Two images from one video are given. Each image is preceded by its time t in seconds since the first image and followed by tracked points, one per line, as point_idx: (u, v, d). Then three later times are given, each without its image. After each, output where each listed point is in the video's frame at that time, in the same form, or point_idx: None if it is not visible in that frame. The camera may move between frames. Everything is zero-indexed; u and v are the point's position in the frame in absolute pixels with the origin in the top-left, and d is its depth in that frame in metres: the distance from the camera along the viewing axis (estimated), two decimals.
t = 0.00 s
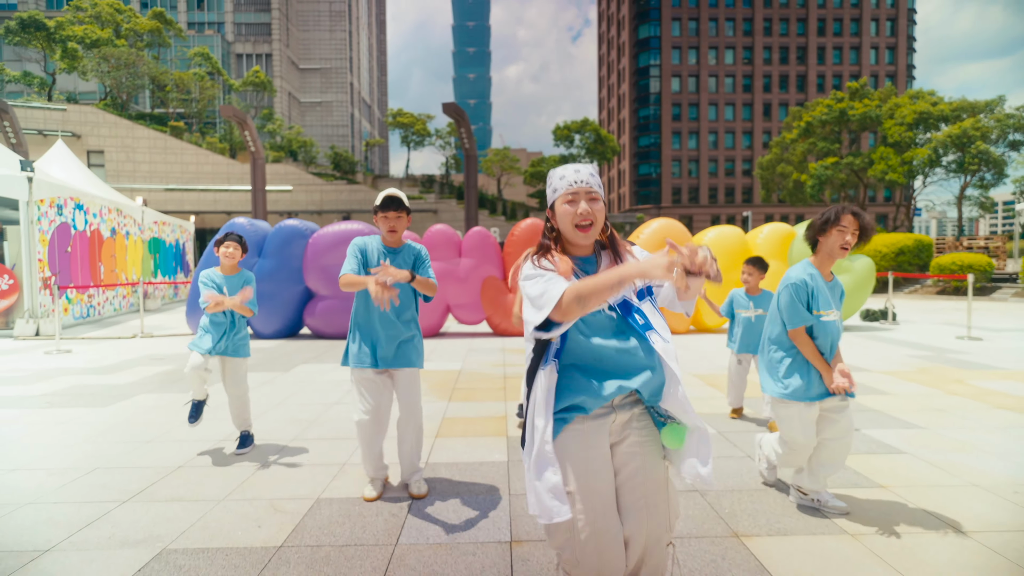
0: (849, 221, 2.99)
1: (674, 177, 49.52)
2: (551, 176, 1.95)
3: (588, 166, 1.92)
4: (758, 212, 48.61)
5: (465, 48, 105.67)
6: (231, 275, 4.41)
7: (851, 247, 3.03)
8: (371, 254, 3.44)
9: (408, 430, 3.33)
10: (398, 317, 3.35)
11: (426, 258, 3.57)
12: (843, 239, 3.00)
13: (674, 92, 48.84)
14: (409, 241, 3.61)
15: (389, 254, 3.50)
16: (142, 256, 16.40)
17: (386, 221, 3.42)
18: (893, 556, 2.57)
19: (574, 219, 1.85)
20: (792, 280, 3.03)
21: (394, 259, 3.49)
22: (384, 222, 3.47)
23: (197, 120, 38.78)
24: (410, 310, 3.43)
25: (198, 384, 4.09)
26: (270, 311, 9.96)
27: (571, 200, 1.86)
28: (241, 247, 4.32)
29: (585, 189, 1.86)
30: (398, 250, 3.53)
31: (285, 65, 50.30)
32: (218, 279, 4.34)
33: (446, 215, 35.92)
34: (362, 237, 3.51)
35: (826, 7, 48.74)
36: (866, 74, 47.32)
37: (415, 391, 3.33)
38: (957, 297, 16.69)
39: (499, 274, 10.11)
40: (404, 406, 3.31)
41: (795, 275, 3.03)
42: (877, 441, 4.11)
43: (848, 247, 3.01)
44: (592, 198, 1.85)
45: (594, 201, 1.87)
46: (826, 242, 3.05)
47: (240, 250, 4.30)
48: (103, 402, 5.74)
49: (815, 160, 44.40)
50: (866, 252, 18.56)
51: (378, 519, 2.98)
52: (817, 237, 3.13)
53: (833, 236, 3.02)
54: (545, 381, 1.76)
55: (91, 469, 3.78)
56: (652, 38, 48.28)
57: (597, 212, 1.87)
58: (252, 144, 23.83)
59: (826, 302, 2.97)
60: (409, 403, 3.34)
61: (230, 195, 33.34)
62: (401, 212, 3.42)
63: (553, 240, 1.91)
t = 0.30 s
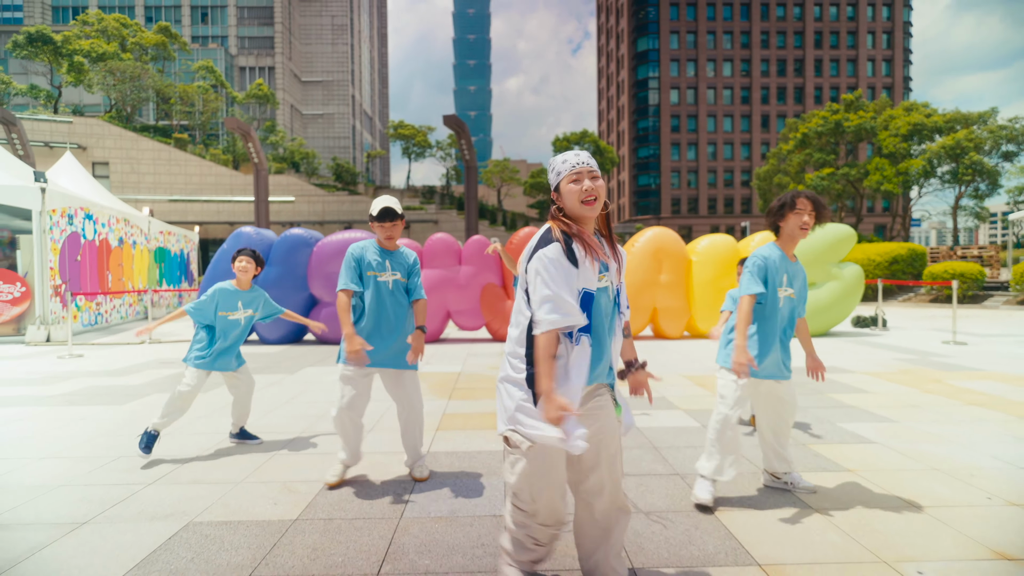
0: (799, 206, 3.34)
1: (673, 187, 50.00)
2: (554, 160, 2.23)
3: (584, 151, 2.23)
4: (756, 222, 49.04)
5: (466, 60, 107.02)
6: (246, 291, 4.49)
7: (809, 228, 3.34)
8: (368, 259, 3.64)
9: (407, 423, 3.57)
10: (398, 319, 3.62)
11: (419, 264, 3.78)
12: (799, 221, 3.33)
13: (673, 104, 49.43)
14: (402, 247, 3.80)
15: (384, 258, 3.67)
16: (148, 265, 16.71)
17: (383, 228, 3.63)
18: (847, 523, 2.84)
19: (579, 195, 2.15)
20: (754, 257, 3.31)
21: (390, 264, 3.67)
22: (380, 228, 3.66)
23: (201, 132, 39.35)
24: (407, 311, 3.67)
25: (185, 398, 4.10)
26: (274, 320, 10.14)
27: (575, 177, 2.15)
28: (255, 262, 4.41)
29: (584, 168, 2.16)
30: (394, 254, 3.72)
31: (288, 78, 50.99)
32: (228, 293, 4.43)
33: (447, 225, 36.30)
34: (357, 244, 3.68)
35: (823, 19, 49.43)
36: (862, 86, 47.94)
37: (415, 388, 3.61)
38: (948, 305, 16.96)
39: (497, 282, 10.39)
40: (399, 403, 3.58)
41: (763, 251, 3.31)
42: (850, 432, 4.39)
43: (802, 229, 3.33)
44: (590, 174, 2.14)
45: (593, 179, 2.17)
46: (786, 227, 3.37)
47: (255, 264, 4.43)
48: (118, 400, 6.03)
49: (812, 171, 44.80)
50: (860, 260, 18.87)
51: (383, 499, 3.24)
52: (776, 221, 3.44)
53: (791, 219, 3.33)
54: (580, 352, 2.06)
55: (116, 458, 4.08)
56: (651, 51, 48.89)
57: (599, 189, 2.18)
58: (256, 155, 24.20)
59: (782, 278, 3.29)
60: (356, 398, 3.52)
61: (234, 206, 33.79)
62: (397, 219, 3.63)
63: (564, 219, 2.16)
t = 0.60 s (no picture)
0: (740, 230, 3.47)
1: (673, 198, 50.43)
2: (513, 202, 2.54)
3: (541, 195, 2.52)
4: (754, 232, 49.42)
5: (467, 72, 108.14)
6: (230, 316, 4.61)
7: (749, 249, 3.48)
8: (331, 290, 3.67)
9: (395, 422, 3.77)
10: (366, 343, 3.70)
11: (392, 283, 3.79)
12: (737, 245, 3.48)
13: (672, 114, 49.97)
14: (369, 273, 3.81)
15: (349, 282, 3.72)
16: (156, 273, 17.05)
17: (349, 254, 3.66)
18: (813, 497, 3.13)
19: (535, 232, 2.47)
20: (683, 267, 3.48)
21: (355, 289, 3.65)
22: (347, 253, 3.68)
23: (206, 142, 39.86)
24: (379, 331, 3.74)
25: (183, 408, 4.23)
26: (282, 325, 10.45)
27: (531, 216, 2.47)
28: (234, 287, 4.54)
29: (541, 207, 2.49)
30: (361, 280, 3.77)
31: (291, 89, 51.59)
32: (212, 319, 4.52)
33: (448, 234, 36.67)
34: (323, 270, 3.74)
35: (820, 32, 50.14)
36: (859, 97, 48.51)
37: (392, 395, 3.76)
38: (941, 312, 17.22)
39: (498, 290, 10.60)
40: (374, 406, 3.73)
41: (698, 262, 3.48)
42: (827, 425, 4.70)
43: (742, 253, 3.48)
44: (544, 212, 2.46)
45: (550, 219, 2.48)
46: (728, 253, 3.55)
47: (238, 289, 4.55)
48: (138, 398, 6.34)
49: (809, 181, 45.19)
50: (856, 268, 19.17)
51: (394, 480, 3.55)
52: (721, 244, 3.59)
53: (733, 242, 3.49)
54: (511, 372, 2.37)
55: (146, 446, 4.41)
56: (650, 62, 49.51)
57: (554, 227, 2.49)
58: (260, 165, 24.59)
59: (715, 294, 3.45)
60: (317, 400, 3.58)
61: (237, 216, 34.23)
62: (362, 244, 3.66)
63: (520, 249, 2.52)
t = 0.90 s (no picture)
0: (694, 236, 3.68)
1: (673, 207, 50.81)
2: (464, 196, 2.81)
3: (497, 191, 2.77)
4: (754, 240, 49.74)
5: (469, 82, 109.05)
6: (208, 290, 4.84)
7: (704, 251, 3.66)
8: (309, 267, 3.92)
9: (356, 402, 3.85)
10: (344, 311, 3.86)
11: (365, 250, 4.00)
12: (692, 249, 3.69)
13: (672, 124, 50.43)
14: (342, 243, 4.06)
15: (322, 258, 3.94)
16: (164, 280, 17.40)
17: (317, 229, 3.89)
18: (785, 479, 3.41)
19: (481, 225, 2.72)
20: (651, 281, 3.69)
21: (329, 263, 3.90)
22: (315, 232, 3.93)
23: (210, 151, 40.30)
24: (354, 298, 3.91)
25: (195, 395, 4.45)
26: (290, 328, 10.77)
27: (480, 213, 2.72)
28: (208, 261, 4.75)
29: (490, 205, 2.73)
30: (332, 253, 3.98)
31: (294, 100, 52.20)
32: (195, 297, 4.78)
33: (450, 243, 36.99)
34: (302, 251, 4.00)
35: (818, 43, 50.72)
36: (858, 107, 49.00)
37: (368, 369, 3.88)
38: (935, 319, 17.48)
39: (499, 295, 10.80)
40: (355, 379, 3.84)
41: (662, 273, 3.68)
42: (810, 418, 4.99)
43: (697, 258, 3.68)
44: (490, 209, 2.70)
45: (496, 215, 2.75)
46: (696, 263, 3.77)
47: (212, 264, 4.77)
48: (158, 396, 6.67)
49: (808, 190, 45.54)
50: (853, 276, 19.44)
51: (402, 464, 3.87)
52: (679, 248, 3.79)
53: (688, 246, 3.70)
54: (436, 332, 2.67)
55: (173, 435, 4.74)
56: (650, 73, 50.06)
57: (498, 221, 2.76)
58: (265, 175, 24.92)
59: (681, 298, 3.66)
60: (317, 383, 3.81)
61: (241, 224, 34.62)
62: (332, 222, 3.91)
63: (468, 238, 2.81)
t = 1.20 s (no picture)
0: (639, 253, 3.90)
1: (675, 216, 51.19)
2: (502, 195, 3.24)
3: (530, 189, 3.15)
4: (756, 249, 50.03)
5: (472, 92, 110.18)
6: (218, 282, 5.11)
7: (642, 271, 3.86)
8: (330, 280, 4.16)
9: (368, 410, 3.92)
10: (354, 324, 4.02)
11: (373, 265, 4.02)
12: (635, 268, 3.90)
13: (674, 134, 50.92)
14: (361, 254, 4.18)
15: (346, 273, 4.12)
16: (175, 288, 17.75)
17: (333, 244, 4.06)
18: (769, 466, 3.70)
19: (512, 220, 3.13)
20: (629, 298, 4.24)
21: (344, 277, 4.08)
22: (335, 245, 4.12)
23: (217, 161, 40.86)
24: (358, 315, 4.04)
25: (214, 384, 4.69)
26: (301, 333, 11.16)
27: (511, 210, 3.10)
28: (218, 259, 5.00)
29: (518, 202, 3.10)
30: (351, 267, 4.12)
31: (300, 111, 52.89)
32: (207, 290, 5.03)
33: (454, 251, 37.39)
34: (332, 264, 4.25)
35: (819, 53, 51.25)
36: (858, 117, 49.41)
37: (379, 378, 3.96)
38: (933, 326, 17.70)
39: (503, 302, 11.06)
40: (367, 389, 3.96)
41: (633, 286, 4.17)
42: (796, 415, 5.30)
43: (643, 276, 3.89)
44: (515, 208, 3.08)
45: (522, 212, 3.12)
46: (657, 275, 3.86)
47: (221, 262, 4.99)
48: (179, 396, 6.99)
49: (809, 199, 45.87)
50: (852, 283, 19.69)
51: (417, 452, 4.20)
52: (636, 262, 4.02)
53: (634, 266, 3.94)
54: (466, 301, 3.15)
55: (197, 429, 5.03)
56: (652, 83, 50.62)
57: (524, 218, 3.14)
58: (272, 185, 25.31)
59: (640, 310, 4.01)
60: (339, 385, 4.07)
61: (249, 234, 35.09)
62: (345, 235, 4.05)
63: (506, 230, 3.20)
